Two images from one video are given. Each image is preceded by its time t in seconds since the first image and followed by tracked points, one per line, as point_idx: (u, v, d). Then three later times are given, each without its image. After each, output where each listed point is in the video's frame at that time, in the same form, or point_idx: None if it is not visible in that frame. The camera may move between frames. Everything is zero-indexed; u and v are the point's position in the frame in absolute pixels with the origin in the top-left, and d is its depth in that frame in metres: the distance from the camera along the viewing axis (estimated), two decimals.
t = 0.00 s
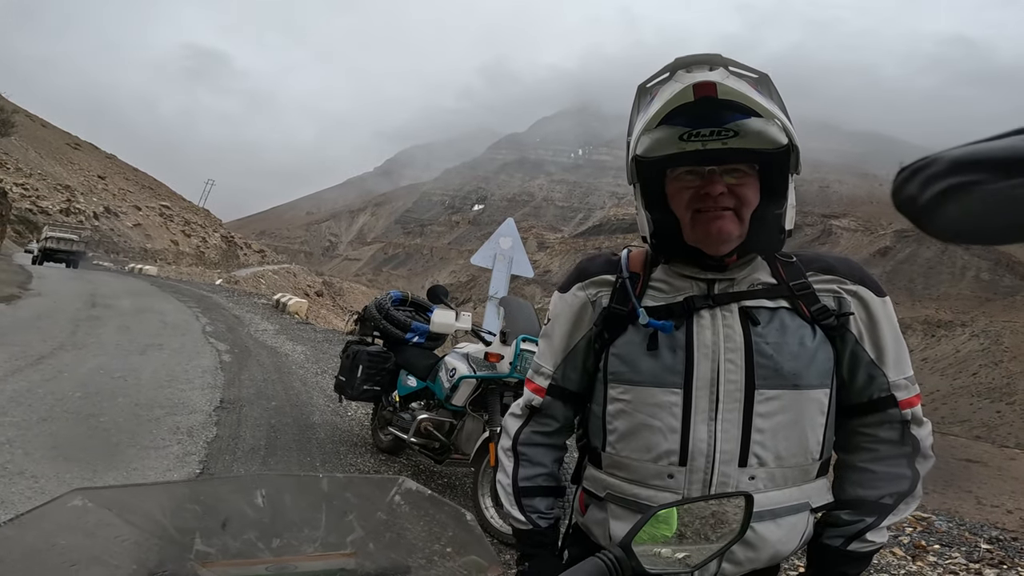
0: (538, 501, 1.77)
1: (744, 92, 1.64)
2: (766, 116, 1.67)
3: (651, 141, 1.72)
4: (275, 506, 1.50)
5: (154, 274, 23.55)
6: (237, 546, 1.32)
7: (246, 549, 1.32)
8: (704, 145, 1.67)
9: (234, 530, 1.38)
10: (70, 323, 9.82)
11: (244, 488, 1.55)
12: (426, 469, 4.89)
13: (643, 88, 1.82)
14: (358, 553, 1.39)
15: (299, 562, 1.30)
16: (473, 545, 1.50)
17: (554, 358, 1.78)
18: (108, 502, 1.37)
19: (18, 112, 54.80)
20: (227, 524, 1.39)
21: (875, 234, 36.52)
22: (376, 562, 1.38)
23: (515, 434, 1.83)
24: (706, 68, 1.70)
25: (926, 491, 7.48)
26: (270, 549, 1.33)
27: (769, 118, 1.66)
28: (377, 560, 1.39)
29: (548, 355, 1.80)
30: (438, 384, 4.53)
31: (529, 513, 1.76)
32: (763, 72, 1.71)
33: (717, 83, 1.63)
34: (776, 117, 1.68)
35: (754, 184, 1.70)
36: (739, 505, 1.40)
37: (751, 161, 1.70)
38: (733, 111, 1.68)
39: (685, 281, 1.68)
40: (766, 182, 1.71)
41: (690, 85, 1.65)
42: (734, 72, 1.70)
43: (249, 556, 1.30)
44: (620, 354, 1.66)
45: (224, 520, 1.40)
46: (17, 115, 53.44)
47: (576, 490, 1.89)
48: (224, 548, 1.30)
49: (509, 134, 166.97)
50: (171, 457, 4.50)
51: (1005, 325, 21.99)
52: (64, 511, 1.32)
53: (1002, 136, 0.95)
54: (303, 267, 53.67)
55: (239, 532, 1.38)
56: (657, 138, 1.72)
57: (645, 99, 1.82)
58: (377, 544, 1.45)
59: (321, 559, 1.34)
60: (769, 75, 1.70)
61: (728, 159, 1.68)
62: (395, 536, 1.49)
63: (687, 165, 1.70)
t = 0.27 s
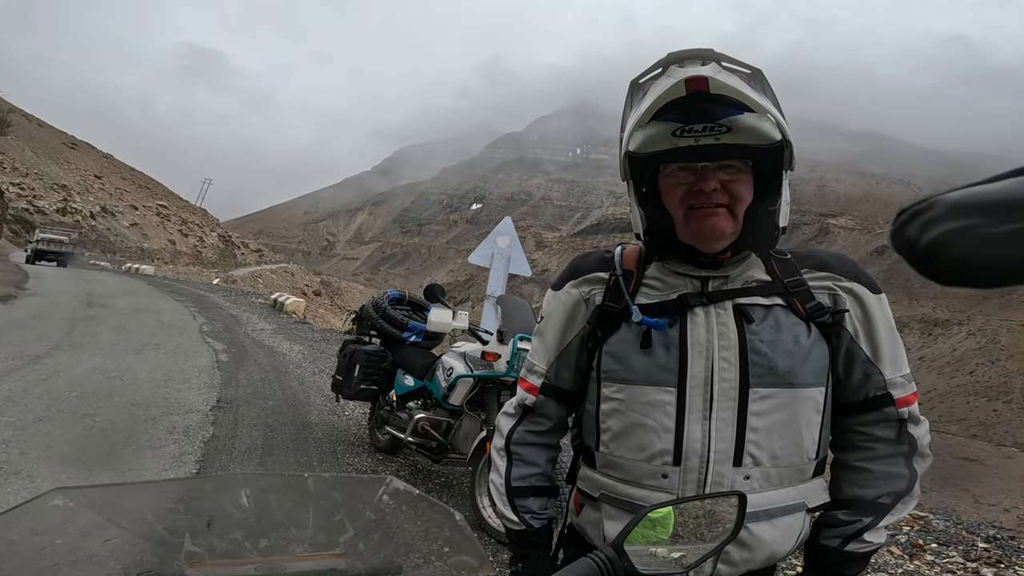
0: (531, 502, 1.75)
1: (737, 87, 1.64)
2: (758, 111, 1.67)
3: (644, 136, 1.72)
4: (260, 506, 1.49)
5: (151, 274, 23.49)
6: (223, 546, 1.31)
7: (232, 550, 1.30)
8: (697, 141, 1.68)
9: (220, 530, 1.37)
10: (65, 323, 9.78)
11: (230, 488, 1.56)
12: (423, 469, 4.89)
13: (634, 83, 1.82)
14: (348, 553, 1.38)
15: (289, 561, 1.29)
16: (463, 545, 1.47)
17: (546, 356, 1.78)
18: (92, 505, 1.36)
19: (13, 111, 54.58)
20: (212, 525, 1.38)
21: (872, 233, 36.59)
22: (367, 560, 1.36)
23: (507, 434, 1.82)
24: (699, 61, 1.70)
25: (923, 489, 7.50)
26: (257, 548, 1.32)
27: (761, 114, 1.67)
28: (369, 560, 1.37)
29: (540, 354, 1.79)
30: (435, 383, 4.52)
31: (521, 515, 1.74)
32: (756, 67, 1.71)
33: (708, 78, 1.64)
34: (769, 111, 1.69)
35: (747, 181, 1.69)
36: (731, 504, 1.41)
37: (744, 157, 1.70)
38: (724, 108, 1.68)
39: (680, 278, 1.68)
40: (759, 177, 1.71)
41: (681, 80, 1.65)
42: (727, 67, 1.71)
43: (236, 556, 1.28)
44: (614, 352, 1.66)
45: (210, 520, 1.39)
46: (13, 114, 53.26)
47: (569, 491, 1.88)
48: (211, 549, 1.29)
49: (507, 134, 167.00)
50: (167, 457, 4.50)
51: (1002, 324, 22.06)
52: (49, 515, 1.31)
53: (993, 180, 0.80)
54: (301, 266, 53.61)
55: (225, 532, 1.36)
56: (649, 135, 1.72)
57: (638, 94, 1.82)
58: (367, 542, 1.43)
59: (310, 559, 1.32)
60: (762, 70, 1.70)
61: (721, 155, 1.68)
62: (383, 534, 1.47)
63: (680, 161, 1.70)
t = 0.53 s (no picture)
0: (523, 506, 1.75)
1: (733, 89, 1.63)
2: (756, 114, 1.66)
3: (640, 138, 1.72)
4: (241, 520, 1.37)
5: (149, 274, 23.48)
6: (209, 558, 1.22)
7: (218, 562, 1.23)
8: (694, 143, 1.67)
9: (201, 544, 1.26)
10: (63, 324, 9.78)
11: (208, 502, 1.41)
12: (421, 471, 4.88)
13: (630, 84, 1.81)
14: (335, 565, 1.31)
15: None
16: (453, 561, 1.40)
17: (540, 358, 1.78)
18: (61, 514, 1.25)
19: (11, 111, 54.52)
20: (190, 540, 1.26)
21: (870, 232, 36.64)
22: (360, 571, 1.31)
23: (500, 438, 1.81)
24: (696, 64, 1.69)
25: (922, 488, 7.50)
26: (242, 561, 1.24)
27: (758, 116, 1.66)
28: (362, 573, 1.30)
29: (534, 357, 1.80)
30: (432, 385, 4.52)
31: (514, 520, 1.73)
32: (753, 68, 1.70)
33: (705, 79, 1.62)
34: (766, 114, 1.67)
35: (744, 184, 1.69)
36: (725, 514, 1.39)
37: (741, 159, 1.69)
38: (723, 111, 1.67)
39: (674, 281, 1.68)
40: (756, 181, 1.70)
41: (677, 81, 1.64)
42: (724, 68, 1.69)
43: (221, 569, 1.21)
44: (608, 354, 1.65)
45: (191, 533, 1.28)
46: (12, 115, 53.22)
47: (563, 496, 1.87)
48: (195, 562, 1.21)
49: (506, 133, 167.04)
50: (164, 459, 4.49)
51: (1001, 322, 22.09)
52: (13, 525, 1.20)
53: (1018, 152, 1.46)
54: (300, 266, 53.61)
55: (206, 545, 1.27)
56: (646, 136, 1.71)
57: (633, 96, 1.81)
58: (356, 555, 1.36)
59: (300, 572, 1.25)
60: (759, 72, 1.69)
61: (718, 158, 1.67)
62: (372, 547, 1.39)
63: (676, 163, 1.69)
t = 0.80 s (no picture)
0: (513, 498, 1.73)
1: (735, 86, 1.60)
2: (755, 109, 1.62)
3: (634, 132, 1.68)
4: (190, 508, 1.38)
5: (146, 275, 23.44)
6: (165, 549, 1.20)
7: (176, 551, 1.20)
8: (690, 137, 1.63)
9: (149, 531, 1.25)
10: (59, 325, 9.74)
11: (156, 491, 1.42)
12: (417, 469, 4.87)
13: (626, 74, 1.78)
14: (305, 558, 1.30)
15: (241, 567, 1.20)
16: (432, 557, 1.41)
17: (532, 343, 1.77)
18: (14, 508, 1.24)
19: (7, 112, 54.36)
20: (138, 526, 1.26)
21: (868, 230, 36.69)
22: (328, 565, 1.29)
23: (489, 426, 1.79)
24: (693, 56, 1.67)
25: (923, 486, 7.49)
26: (202, 551, 1.22)
27: (758, 110, 1.62)
28: (329, 564, 1.30)
29: (526, 340, 1.78)
30: (428, 381, 4.52)
31: (503, 509, 1.70)
32: (753, 59, 1.69)
33: (706, 78, 1.60)
34: (765, 107, 1.64)
35: (740, 174, 1.66)
36: (722, 506, 1.39)
37: (737, 150, 1.66)
38: (719, 105, 1.64)
39: (668, 264, 1.67)
40: (754, 171, 1.67)
41: (676, 79, 1.61)
42: (723, 59, 1.68)
43: (181, 558, 1.18)
44: (602, 337, 1.64)
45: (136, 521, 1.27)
46: (7, 116, 53.04)
47: (554, 488, 1.85)
48: (154, 549, 1.19)
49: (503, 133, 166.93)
50: (157, 459, 4.47)
51: (999, 319, 22.11)
52: None
53: None
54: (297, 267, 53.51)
55: (159, 534, 1.25)
56: (640, 130, 1.68)
57: (628, 84, 1.79)
58: (324, 548, 1.35)
59: (265, 562, 1.25)
60: (759, 63, 1.68)
61: (712, 150, 1.64)
62: (340, 538, 1.41)
63: (671, 155, 1.66)
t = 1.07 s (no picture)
0: (513, 506, 1.73)
1: (732, 70, 1.68)
2: (751, 99, 1.68)
3: (636, 123, 1.72)
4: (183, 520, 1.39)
5: (146, 277, 23.45)
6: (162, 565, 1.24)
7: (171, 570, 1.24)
8: (689, 125, 1.67)
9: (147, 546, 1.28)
10: (59, 327, 9.74)
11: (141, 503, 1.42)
12: (418, 472, 4.86)
13: (629, 71, 1.84)
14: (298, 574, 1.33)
15: None
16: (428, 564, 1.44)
17: (532, 351, 1.76)
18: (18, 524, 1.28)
19: (7, 113, 54.37)
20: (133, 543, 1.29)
21: (867, 230, 36.68)
22: None
23: (489, 434, 1.79)
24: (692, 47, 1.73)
25: (924, 486, 7.48)
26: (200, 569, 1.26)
27: (756, 97, 1.68)
28: None
29: (525, 347, 1.77)
30: (428, 385, 4.51)
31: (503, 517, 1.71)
32: (751, 57, 1.75)
33: (703, 59, 1.68)
34: (760, 96, 1.70)
35: (741, 169, 1.69)
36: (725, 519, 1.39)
37: (736, 146, 1.69)
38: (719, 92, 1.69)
39: (670, 270, 1.66)
40: (752, 167, 1.70)
41: (677, 60, 1.70)
42: (721, 55, 1.74)
43: None
44: (602, 344, 1.63)
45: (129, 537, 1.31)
46: (6, 118, 53.01)
47: (555, 495, 1.85)
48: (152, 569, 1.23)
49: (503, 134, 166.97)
50: (157, 462, 4.47)
51: (999, 318, 22.11)
52: None
53: None
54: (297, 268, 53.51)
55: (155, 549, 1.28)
56: (642, 121, 1.72)
57: (631, 81, 1.82)
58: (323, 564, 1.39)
59: None
60: (755, 60, 1.73)
61: (714, 141, 1.67)
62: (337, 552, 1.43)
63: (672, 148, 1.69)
